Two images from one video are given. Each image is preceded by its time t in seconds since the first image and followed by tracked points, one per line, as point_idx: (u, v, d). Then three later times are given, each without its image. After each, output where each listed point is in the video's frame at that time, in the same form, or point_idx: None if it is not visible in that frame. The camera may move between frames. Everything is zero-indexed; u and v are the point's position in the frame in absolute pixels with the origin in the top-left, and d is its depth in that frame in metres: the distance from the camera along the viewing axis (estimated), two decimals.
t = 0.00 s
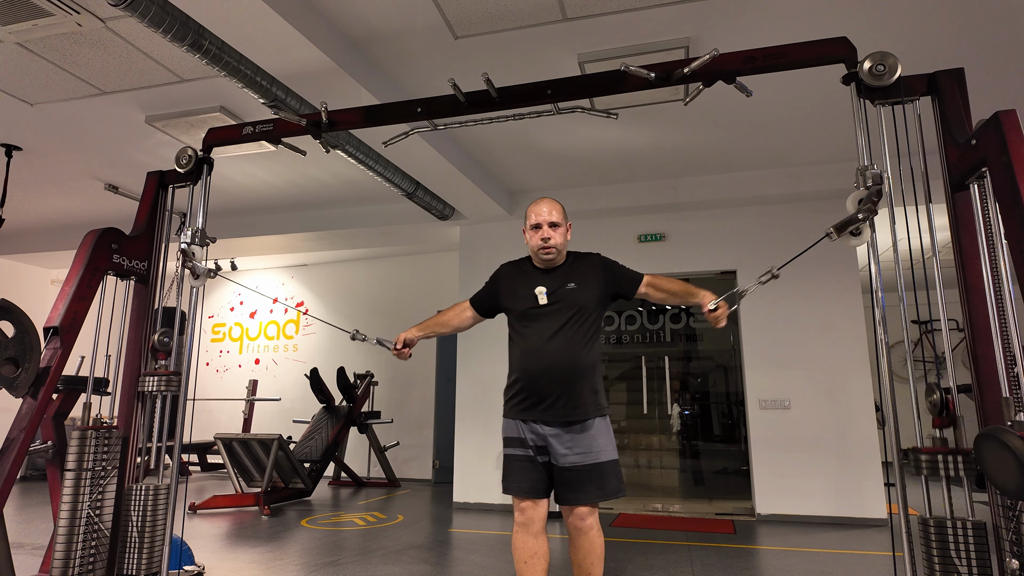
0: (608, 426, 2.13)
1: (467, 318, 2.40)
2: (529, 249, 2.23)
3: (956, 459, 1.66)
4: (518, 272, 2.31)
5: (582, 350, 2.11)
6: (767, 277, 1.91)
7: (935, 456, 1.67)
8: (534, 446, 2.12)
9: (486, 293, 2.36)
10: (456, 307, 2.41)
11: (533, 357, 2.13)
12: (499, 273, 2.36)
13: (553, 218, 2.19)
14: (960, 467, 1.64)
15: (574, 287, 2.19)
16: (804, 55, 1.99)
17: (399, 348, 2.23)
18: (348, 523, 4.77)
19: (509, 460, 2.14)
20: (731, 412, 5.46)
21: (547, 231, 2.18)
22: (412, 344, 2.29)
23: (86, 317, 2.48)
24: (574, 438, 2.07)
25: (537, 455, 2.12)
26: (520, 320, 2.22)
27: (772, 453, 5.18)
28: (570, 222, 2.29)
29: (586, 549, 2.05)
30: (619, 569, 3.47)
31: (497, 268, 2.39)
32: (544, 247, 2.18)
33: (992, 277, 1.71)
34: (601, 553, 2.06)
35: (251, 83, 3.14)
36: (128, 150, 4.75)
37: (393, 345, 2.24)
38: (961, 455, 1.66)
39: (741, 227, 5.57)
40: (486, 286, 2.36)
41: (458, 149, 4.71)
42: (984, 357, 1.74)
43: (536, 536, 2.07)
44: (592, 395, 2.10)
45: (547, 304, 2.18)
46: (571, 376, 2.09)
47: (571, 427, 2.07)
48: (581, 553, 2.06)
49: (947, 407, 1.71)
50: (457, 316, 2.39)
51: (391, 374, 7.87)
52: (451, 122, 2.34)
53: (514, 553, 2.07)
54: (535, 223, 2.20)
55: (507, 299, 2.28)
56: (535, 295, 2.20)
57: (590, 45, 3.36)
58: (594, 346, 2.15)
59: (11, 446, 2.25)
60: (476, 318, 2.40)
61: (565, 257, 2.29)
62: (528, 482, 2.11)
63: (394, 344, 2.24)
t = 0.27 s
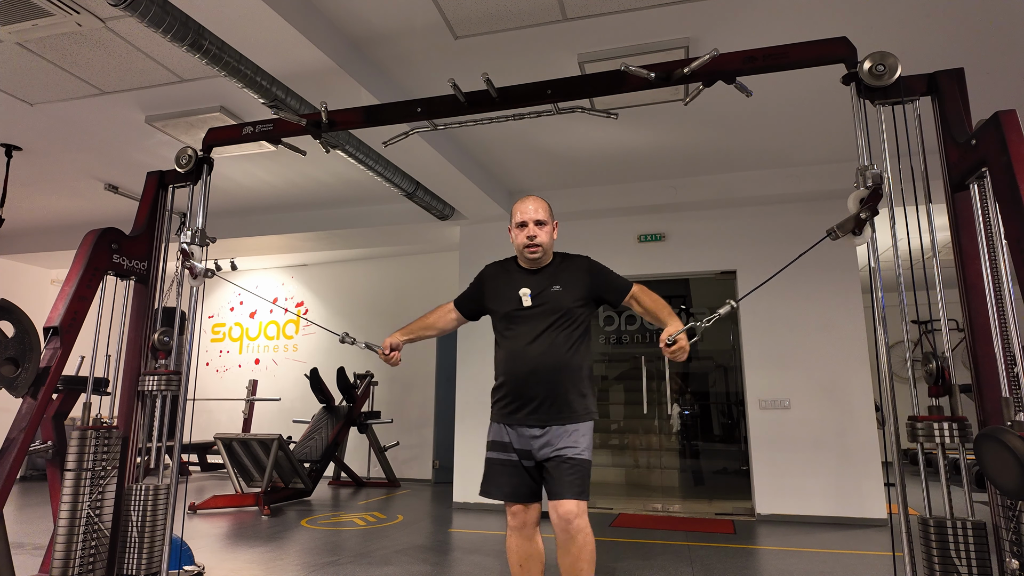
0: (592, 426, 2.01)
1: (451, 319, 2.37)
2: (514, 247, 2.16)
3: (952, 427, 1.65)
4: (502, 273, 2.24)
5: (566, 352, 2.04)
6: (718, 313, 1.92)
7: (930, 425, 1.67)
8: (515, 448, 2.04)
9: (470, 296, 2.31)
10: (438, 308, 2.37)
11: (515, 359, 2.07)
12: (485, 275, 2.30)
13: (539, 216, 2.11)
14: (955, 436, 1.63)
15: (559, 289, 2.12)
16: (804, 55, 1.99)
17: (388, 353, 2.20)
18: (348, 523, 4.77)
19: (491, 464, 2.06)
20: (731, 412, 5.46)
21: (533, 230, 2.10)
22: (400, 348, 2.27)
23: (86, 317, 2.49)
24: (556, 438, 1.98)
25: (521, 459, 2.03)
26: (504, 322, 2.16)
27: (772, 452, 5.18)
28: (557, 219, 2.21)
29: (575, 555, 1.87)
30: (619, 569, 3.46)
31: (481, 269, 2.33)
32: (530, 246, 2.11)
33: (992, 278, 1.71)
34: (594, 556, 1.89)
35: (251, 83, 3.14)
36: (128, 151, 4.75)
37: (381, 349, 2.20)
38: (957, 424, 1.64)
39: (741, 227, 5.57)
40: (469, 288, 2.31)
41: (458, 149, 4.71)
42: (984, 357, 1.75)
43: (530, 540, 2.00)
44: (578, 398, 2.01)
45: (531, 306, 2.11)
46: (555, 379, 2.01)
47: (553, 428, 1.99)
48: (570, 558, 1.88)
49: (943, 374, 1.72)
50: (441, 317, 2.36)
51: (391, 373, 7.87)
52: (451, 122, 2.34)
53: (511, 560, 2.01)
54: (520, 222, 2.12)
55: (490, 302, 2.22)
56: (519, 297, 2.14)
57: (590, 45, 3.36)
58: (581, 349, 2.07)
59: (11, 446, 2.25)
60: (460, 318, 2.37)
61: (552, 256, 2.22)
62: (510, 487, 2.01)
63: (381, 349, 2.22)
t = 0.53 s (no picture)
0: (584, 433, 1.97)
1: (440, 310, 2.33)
2: (507, 244, 2.07)
3: (951, 423, 1.64)
4: (495, 270, 2.19)
5: (558, 355, 1.97)
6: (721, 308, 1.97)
7: (929, 420, 1.66)
8: (504, 453, 2.03)
9: (462, 293, 2.27)
10: (428, 301, 2.34)
11: (505, 361, 2.02)
12: (476, 271, 2.25)
13: (534, 211, 2.04)
14: (954, 431, 1.62)
15: (552, 289, 2.05)
16: (804, 55, 1.99)
17: (372, 344, 2.21)
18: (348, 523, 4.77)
19: (481, 468, 2.06)
20: (731, 412, 5.46)
21: (527, 224, 2.02)
22: (386, 339, 2.27)
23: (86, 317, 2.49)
24: (544, 445, 1.94)
25: (510, 464, 2.02)
26: (495, 322, 2.11)
27: (772, 452, 5.18)
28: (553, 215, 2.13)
29: (548, 562, 1.80)
30: (619, 569, 3.47)
31: (472, 265, 2.28)
32: (524, 241, 2.02)
33: (992, 278, 1.71)
34: (572, 566, 1.80)
35: (251, 83, 3.14)
36: (128, 151, 4.75)
37: (365, 339, 2.21)
38: (956, 420, 1.64)
39: (741, 227, 5.57)
40: (460, 285, 2.27)
41: (458, 149, 4.71)
42: (984, 357, 1.75)
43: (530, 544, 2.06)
44: (570, 403, 1.96)
45: (523, 307, 2.05)
46: (545, 382, 1.96)
47: (543, 434, 1.95)
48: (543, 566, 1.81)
49: (942, 370, 1.73)
50: (430, 310, 2.33)
51: (391, 374, 7.87)
52: (451, 122, 2.34)
53: (511, 563, 2.07)
54: (514, 217, 2.04)
55: (481, 300, 2.17)
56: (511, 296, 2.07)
57: (589, 45, 3.36)
58: (574, 352, 2.01)
59: (11, 446, 2.25)
60: (450, 313, 2.32)
61: (546, 254, 2.14)
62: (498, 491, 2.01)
63: (367, 339, 2.21)
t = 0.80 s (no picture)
0: (583, 434, 1.94)
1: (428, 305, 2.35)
2: (501, 236, 2.06)
3: (951, 423, 1.64)
4: (488, 266, 2.18)
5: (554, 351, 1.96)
6: (720, 306, 1.95)
7: (929, 420, 1.66)
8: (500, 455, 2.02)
9: (455, 291, 2.27)
10: (416, 297, 2.36)
11: (501, 359, 2.01)
12: (466, 267, 2.24)
13: (526, 202, 2.02)
14: (954, 431, 1.62)
15: (547, 284, 2.03)
16: (803, 55, 1.99)
17: (359, 341, 2.20)
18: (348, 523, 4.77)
19: (478, 469, 2.05)
20: (731, 412, 5.46)
21: (520, 216, 2.01)
22: (375, 336, 2.26)
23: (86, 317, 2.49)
24: (541, 446, 1.92)
25: (505, 466, 2.01)
26: (490, 320, 2.11)
27: (772, 452, 5.18)
28: (546, 206, 2.11)
29: (551, 565, 1.80)
30: (619, 569, 3.47)
31: (464, 259, 2.27)
32: (518, 233, 2.01)
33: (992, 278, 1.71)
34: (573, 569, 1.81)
35: (251, 83, 3.13)
36: (128, 151, 4.75)
37: (353, 335, 2.20)
38: (956, 419, 1.64)
39: (741, 227, 5.57)
40: (453, 279, 2.27)
41: (458, 149, 4.70)
42: (984, 357, 1.75)
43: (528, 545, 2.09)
44: (568, 400, 1.94)
45: (517, 303, 2.04)
46: (541, 380, 1.95)
47: (539, 434, 1.93)
48: (546, 569, 1.81)
49: (942, 370, 1.73)
50: (419, 306, 2.35)
51: (391, 374, 7.87)
52: (451, 122, 2.34)
53: (506, 564, 2.10)
54: (507, 208, 2.03)
55: (475, 298, 2.16)
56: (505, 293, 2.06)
57: (589, 45, 3.36)
58: (570, 348, 2.00)
59: (11, 446, 2.24)
60: (438, 309, 2.35)
61: (540, 246, 2.13)
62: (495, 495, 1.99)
63: (354, 335, 2.21)
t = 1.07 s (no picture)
0: (573, 433, 1.94)
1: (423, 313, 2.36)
2: (493, 242, 2.07)
3: (951, 422, 1.64)
4: (480, 270, 2.19)
5: (545, 356, 1.96)
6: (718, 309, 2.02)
7: (929, 419, 1.66)
8: (491, 456, 2.01)
9: (448, 296, 2.28)
10: (409, 303, 2.37)
11: (492, 362, 2.01)
12: (460, 272, 2.25)
13: (519, 207, 2.03)
14: (954, 430, 1.62)
15: (539, 289, 2.03)
16: (803, 55, 1.99)
17: (356, 349, 2.21)
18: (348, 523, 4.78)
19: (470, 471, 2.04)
20: (731, 412, 5.47)
21: (512, 221, 2.02)
22: (370, 343, 2.27)
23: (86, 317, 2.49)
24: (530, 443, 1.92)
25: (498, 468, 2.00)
26: (481, 324, 2.11)
27: (772, 452, 5.18)
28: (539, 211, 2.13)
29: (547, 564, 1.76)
30: (619, 569, 3.47)
31: (456, 265, 2.28)
32: (511, 238, 2.01)
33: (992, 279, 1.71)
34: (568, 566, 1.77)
35: (251, 83, 3.13)
36: (128, 151, 4.75)
37: (349, 343, 2.21)
38: (956, 419, 1.64)
39: (741, 227, 5.57)
40: (446, 286, 2.29)
41: (458, 149, 4.70)
42: (984, 357, 1.75)
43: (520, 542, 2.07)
44: (559, 403, 1.93)
45: (509, 308, 2.04)
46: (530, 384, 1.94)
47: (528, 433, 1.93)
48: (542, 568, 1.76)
49: (942, 370, 1.73)
50: (412, 313, 2.35)
51: (391, 374, 7.87)
52: (451, 122, 2.34)
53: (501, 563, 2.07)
54: (500, 213, 2.04)
55: (467, 303, 2.17)
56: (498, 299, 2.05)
57: (589, 45, 3.36)
58: (561, 352, 2.00)
59: (11, 446, 2.24)
60: (431, 314, 2.35)
61: (533, 252, 2.13)
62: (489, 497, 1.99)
63: (353, 346, 2.21)
